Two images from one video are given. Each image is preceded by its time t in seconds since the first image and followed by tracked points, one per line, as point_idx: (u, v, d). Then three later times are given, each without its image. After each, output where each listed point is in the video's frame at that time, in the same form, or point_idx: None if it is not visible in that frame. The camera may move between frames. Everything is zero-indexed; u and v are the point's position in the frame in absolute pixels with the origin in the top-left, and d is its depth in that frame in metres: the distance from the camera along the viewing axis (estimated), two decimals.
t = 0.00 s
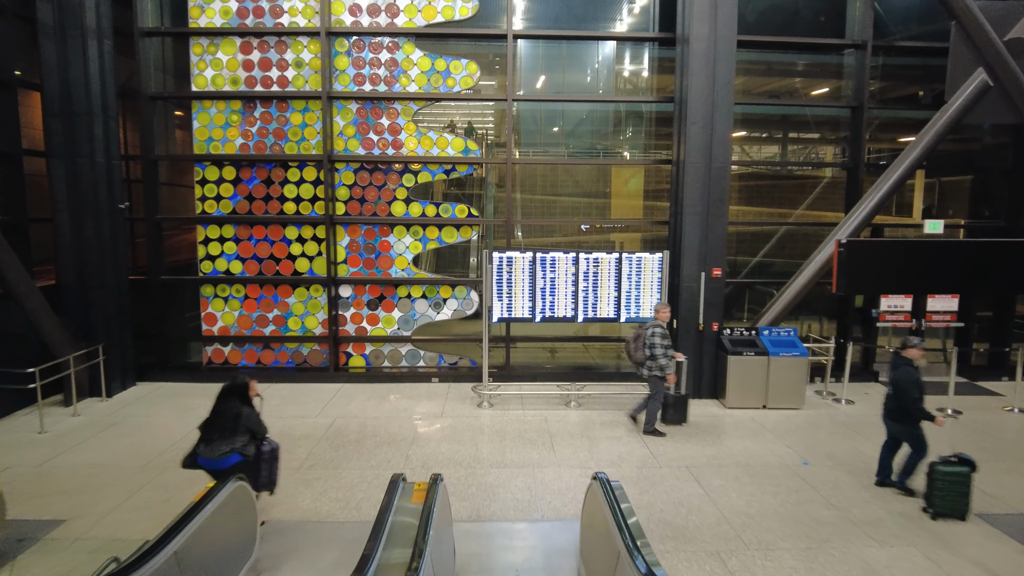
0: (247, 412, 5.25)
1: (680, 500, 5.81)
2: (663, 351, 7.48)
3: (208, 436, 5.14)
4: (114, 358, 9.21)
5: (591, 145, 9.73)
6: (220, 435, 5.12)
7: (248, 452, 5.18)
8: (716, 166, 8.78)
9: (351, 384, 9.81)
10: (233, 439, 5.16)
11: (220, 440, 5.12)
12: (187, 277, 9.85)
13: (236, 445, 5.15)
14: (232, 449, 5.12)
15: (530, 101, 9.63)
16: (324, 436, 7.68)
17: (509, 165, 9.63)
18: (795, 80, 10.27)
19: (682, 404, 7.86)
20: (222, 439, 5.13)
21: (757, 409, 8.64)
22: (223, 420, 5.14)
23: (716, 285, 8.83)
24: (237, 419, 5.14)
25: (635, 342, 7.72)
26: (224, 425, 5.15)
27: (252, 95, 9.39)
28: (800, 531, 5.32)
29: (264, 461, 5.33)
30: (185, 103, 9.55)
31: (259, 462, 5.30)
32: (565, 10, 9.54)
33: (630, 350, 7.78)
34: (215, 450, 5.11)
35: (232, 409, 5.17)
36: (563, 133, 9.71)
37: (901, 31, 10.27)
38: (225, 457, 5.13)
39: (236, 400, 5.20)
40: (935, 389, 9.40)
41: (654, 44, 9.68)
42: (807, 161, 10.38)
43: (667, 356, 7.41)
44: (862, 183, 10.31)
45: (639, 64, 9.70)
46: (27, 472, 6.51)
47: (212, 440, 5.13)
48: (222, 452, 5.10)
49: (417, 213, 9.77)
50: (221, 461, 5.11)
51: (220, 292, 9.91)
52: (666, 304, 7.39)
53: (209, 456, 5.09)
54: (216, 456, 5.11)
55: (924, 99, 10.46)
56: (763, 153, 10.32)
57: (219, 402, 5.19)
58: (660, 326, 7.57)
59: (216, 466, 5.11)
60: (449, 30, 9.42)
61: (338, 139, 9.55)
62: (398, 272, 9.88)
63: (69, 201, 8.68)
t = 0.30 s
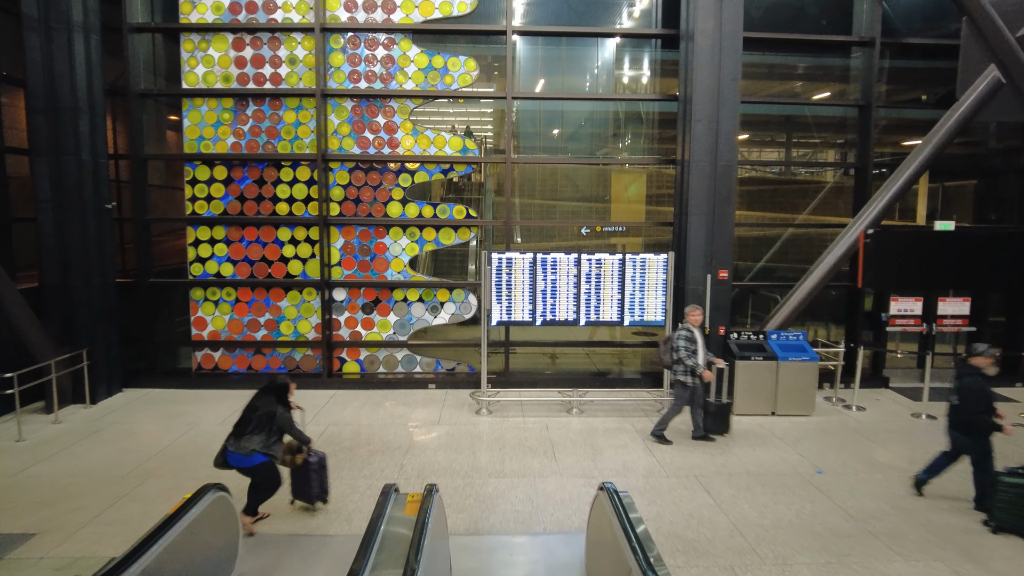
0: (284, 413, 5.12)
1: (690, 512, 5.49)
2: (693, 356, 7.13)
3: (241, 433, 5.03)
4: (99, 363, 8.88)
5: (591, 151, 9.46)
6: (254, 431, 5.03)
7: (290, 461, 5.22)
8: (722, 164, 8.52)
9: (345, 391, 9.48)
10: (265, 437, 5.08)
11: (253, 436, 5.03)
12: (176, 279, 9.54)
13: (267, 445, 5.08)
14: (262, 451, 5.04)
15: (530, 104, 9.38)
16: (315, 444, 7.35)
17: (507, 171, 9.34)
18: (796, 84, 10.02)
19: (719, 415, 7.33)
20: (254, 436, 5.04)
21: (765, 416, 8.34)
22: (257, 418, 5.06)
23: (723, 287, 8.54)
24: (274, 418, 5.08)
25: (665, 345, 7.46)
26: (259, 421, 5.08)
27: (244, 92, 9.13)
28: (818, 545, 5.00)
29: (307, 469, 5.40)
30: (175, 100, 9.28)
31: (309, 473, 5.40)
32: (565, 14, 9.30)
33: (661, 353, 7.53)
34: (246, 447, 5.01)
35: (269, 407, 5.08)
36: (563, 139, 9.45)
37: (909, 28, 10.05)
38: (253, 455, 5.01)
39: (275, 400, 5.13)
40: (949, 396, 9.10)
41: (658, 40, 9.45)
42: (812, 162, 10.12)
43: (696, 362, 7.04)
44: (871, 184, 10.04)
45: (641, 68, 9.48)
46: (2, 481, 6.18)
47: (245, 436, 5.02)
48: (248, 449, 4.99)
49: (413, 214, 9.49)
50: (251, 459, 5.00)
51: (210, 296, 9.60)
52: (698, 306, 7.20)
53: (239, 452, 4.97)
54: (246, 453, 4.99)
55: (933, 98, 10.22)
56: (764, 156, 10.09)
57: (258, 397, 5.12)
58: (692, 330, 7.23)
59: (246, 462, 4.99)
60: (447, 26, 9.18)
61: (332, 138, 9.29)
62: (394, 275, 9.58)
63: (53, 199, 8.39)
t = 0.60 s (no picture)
0: (318, 414, 4.76)
1: (701, 526, 5.12)
2: (718, 364, 6.78)
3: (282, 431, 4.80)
4: (80, 372, 8.53)
5: (590, 159, 9.20)
6: (292, 432, 4.76)
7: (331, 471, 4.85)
8: (727, 166, 8.26)
9: (337, 402, 9.10)
10: (304, 439, 4.78)
11: (292, 436, 4.77)
12: (164, 286, 9.23)
13: (306, 447, 4.78)
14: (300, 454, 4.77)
15: (529, 110, 9.16)
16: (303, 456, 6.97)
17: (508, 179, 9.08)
18: (797, 96, 9.79)
19: (766, 429, 6.98)
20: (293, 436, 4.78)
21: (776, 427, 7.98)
22: (296, 417, 4.78)
23: (729, 293, 8.23)
24: (308, 420, 4.73)
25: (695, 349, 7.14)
26: (296, 421, 4.78)
27: (236, 94, 8.91)
28: (841, 562, 4.63)
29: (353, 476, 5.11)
30: (165, 102, 9.05)
31: (355, 479, 5.14)
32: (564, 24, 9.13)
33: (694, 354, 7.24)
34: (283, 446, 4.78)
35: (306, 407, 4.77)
36: (562, 148, 9.19)
37: (914, 29, 9.87)
38: (290, 456, 4.77)
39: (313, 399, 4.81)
40: (966, 406, 8.73)
41: (660, 41, 9.23)
42: (812, 177, 9.91)
43: (714, 371, 6.72)
44: (879, 188, 9.78)
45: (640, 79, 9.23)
46: None
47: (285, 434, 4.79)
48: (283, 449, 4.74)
49: (408, 219, 9.19)
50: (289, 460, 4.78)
51: (199, 303, 9.28)
52: (730, 310, 6.81)
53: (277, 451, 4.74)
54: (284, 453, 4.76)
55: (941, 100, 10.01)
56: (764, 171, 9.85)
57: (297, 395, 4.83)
58: (722, 335, 6.86)
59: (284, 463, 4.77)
60: (444, 27, 8.98)
61: (325, 140, 9.04)
62: (389, 281, 9.26)
63: (34, 202, 8.11)
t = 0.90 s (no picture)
0: (376, 394, 4.50)
1: (711, 529, 4.84)
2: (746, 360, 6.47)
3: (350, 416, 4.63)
4: (65, 370, 8.24)
5: (590, 160, 8.96)
6: (352, 416, 4.56)
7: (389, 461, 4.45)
8: (734, 157, 8.00)
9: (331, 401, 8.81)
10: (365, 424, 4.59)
11: (353, 422, 4.58)
12: (153, 282, 8.96)
13: (371, 431, 4.58)
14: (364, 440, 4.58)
15: (527, 102, 8.91)
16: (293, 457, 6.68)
17: (507, 174, 8.82)
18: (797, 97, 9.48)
19: (805, 430, 6.51)
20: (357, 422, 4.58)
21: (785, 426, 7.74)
22: (356, 401, 4.56)
23: (736, 288, 7.95)
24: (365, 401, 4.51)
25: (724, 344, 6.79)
26: (355, 405, 4.57)
27: (227, 84, 8.66)
28: (862, 567, 4.34)
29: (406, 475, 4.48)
30: (154, 93, 8.80)
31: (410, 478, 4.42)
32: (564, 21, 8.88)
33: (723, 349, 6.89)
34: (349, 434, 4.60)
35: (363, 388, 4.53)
36: (562, 146, 8.94)
37: (924, 19, 9.64)
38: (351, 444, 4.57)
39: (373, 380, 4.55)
40: (981, 406, 8.44)
41: (662, 31, 8.99)
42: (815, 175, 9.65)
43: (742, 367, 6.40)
44: (889, 181, 9.52)
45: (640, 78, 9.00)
46: None
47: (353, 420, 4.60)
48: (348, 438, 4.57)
49: (405, 213, 8.93)
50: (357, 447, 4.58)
51: (189, 300, 9.01)
52: (757, 305, 6.55)
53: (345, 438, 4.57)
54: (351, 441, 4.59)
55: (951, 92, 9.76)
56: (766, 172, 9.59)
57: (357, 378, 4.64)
58: (749, 330, 6.54)
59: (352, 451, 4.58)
60: (441, 16, 8.74)
61: (319, 132, 8.80)
62: (384, 278, 8.99)
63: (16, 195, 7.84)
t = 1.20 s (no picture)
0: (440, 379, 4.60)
1: (727, 529, 4.52)
2: (766, 352, 6.26)
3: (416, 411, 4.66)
4: (48, 366, 7.91)
5: (590, 160, 8.72)
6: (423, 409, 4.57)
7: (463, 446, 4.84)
8: (743, 145, 7.71)
9: (325, 399, 8.49)
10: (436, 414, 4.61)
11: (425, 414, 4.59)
12: (141, 275, 8.64)
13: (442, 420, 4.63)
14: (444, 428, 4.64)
15: (526, 92, 8.65)
16: (283, 455, 6.35)
17: (507, 165, 8.52)
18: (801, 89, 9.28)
19: (834, 434, 6.00)
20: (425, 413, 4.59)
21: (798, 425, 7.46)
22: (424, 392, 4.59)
23: (746, 280, 7.65)
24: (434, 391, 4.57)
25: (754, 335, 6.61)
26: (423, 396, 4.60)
27: (218, 70, 8.37)
28: (892, 570, 4.02)
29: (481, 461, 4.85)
30: (142, 80, 8.51)
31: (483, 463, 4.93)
32: (564, 19, 8.66)
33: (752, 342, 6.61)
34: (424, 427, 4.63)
35: (425, 372, 4.56)
36: (562, 141, 8.66)
37: (936, 4, 9.38)
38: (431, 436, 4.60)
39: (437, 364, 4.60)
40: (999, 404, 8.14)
41: (667, 18, 8.72)
42: (823, 167, 9.39)
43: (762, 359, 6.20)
44: (901, 172, 9.23)
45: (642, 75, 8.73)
46: None
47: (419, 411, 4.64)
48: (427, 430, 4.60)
49: (402, 204, 8.62)
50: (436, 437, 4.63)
51: (178, 294, 8.69)
52: (782, 296, 6.33)
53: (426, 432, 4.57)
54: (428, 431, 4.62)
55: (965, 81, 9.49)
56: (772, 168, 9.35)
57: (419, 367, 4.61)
58: (771, 321, 6.32)
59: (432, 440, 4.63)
60: None
61: (314, 120, 8.51)
62: (380, 271, 8.68)
63: None
